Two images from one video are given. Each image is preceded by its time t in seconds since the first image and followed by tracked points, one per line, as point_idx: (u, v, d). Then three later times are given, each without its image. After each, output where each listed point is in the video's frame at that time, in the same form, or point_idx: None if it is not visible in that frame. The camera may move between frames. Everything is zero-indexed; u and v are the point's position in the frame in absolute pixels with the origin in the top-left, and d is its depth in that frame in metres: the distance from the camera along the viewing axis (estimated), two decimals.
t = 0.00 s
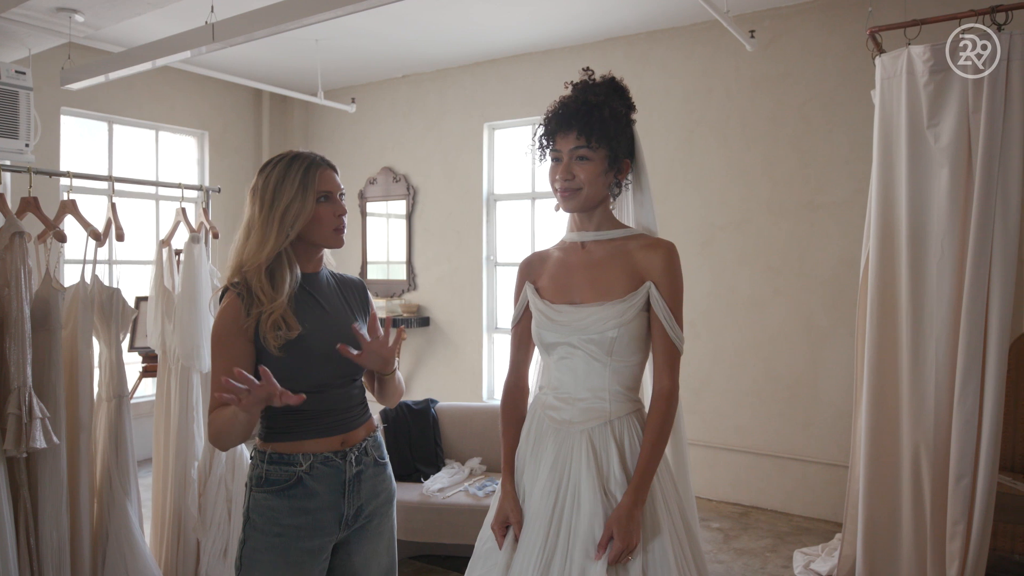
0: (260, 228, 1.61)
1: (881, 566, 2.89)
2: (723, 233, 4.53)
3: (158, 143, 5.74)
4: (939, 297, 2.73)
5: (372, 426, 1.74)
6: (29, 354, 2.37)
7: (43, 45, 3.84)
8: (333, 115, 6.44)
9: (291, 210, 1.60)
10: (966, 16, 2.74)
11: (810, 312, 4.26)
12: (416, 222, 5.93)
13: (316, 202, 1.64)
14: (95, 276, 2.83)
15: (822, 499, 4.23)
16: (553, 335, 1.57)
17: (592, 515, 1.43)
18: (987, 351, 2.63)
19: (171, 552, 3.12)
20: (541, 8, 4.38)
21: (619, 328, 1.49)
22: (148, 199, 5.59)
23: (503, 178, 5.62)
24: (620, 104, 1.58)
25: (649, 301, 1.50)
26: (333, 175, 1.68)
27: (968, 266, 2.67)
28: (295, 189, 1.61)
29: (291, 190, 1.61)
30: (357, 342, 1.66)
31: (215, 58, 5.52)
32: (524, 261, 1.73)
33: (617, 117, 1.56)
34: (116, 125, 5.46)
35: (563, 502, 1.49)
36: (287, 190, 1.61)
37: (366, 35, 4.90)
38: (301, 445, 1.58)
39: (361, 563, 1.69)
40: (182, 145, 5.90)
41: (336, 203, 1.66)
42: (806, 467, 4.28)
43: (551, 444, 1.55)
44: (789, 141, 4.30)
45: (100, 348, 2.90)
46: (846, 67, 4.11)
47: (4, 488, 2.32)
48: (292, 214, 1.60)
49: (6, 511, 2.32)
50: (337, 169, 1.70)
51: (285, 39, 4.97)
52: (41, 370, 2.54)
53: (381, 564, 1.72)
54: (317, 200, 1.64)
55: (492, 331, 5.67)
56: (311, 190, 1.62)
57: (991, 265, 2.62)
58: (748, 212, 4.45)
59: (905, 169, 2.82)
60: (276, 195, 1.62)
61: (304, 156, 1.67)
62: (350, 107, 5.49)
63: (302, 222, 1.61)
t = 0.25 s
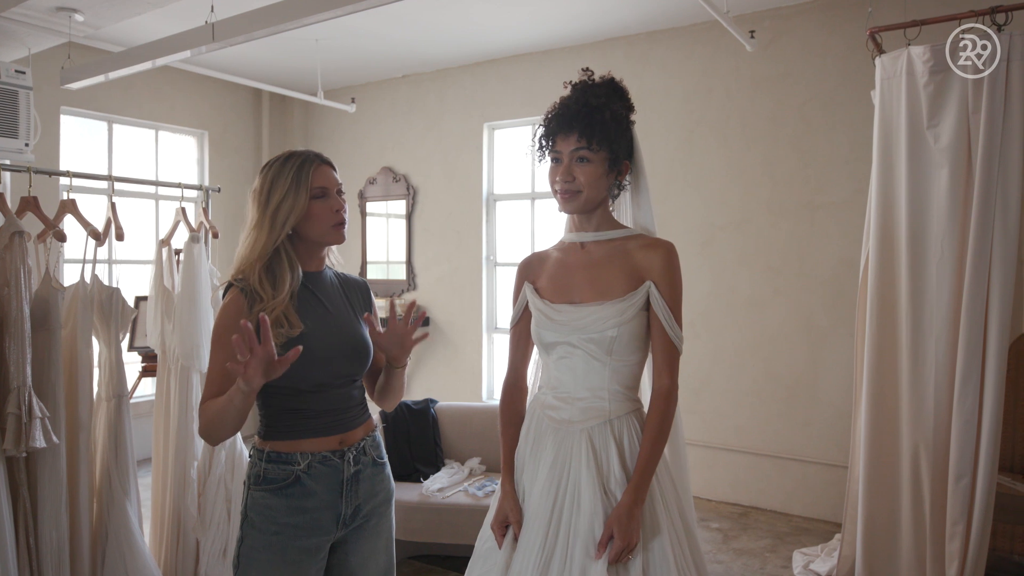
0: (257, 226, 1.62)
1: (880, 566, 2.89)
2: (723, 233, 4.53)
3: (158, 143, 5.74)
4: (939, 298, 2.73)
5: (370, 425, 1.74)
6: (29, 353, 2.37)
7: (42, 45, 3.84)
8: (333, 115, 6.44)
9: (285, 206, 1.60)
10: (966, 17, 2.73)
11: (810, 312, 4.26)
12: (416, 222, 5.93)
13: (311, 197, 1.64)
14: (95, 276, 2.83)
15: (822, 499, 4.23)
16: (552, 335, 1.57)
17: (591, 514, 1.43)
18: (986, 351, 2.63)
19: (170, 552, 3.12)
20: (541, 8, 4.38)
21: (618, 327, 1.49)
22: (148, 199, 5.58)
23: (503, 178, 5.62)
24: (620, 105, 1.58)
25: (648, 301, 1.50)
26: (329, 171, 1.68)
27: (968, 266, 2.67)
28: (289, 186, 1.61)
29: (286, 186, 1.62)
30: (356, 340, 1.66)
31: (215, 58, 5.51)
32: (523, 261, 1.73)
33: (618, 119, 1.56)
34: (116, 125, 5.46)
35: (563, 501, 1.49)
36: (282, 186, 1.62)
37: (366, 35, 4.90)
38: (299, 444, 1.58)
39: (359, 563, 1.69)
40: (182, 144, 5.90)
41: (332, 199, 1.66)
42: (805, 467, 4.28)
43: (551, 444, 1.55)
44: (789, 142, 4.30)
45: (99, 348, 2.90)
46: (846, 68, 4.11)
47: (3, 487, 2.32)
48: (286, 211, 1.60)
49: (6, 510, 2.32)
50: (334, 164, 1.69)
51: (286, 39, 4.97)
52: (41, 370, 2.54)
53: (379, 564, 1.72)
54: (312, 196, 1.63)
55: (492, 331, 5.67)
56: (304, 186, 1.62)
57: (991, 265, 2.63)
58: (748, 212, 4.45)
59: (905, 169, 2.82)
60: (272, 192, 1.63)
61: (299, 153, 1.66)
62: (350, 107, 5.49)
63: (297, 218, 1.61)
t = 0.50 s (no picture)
0: (263, 227, 1.62)
1: (881, 567, 2.89)
2: (724, 233, 4.53)
3: (159, 142, 5.74)
4: (940, 298, 2.72)
5: (371, 425, 1.74)
6: (30, 353, 2.37)
7: (43, 44, 3.84)
8: (334, 114, 6.44)
9: (290, 207, 1.61)
10: (967, 16, 2.73)
11: (810, 312, 4.26)
12: (417, 222, 5.93)
13: (317, 198, 1.64)
14: (96, 275, 2.83)
15: (823, 499, 4.23)
16: (554, 335, 1.57)
17: (591, 514, 1.43)
18: (987, 352, 2.63)
19: (171, 551, 3.12)
20: (542, 8, 4.38)
21: (619, 328, 1.49)
22: (149, 198, 5.59)
23: (504, 178, 5.62)
24: (621, 106, 1.58)
25: (649, 301, 1.50)
26: (335, 172, 1.68)
27: (968, 266, 2.67)
28: (295, 187, 1.62)
29: (291, 188, 1.62)
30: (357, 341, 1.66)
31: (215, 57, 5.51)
32: (523, 261, 1.73)
33: (618, 120, 1.57)
34: (117, 124, 5.47)
35: (562, 500, 1.49)
36: (288, 188, 1.62)
37: (367, 35, 4.90)
38: (299, 443, 1.58)
39: (359, 562, 1.69)
40: (183, 144, 5.91)
41: (336, 200, 1.65)
42: (806, 468, 4.28)
43: (551, 443, 1.55)
44: (789, 142, 4.30)
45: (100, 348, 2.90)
46: (847, 68, 4.11)
47: (4, 486, 2.32)
48: (292, 212, 1.61)
49: (7, 509, 2.32)
50: (340, 166, 1.69)
51: (286, 38, 4.97)
52: (41, 369, 2.54)
53: (379, 564, 1.72)
54: (317, 197, 1.63)
55: (492, 331, 5.68)
56: (310, 187, 1.62)
57: (992, 265, 2.62)
58: (749, 212, 4.44)
59: (905, 169, 2.82)
60: (278, 193, 1.63)
61: (306, 155, 1.67)
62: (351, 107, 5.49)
63: (302, 219, 1.61)
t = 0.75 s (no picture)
0: (261, 227, 1.63)
1: (881, 567, 2.89)
2: (724, 233, 4.53)
3: (160, 142, 5.74)
4: (940, 298, 2.72)
5: (371, 424, 1.74)
6: (30, 353, 2.37)
7: (44, 44, 3.85)
8: (334, 114, 6.44)
9: (287, 206, 1.61)
10: (968, 17, 2.73)
11: (810, 312, 4.26)
12: (417, 222, 5.93)
13: (313, 197, 1.64)
14: (96, 275, 2.83)
15: (823, 499, 4.23)
16: (553, 335, 1.57)
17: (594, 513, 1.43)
18: (987, 352, 2.63)
19: (171, 551, 3.13)
20: (542, 8, 4.38)
21: (619, 327, 1.49)
22: (149, 198, 5.59)
23: (504, 178, 5.62)
24: (621, 105, 1.59)
25: (649, 300, 1.50)
26: (332, 170, 1.68)
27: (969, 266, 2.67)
28: (291, 186, 1.62)
29: (288, 186, 1.62)
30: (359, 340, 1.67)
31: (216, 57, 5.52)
32: (522, 260, 1.73)
33: (618, 118, 1.57)
34: (117, 124, 5.47)
35: (564, 500, 1.49)
36: (284, 186, 1.62)
37: (368, 35, 4.90)
38: (300, 441, 1.58)
39: (359, 562, 1.69)
40: (183, 144, 5.91)
41: (333, 198, 1.65)
42: (806, 468, 4.27)
43: (551, 443, 1.55)
44: (790, 142, 4.30)
45: (100, 348, 2.90)
46: (847, 68, 4.11)
47: (5, 487, 2.32)
48: (289, 211, 1.61)
49: (8, 509, 2.32)
50: (336, 164, 1.70)
51: (287, 38, 4.97)
52: (41, 369, 2.54)
53: (379, 563, 1.72)
54: (314, 195, 1.63)
55: (493, 331, 5.68)
56: (306, 185, 1.62)
57: (992, 266, 2.62)
58: (749, 212, 4.44)
59: (906, 169, 2.82)
60: (275, 193, 1.63)
61: (302, 154, 1.67)
62: (351, 107, 5.49)
63: (300, 218, 1.61)
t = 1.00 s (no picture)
0: (257, 222, 1.63)
1: (881, 568, 2.89)
2: (725, 234, 4.53)
3: (161, 143, 5.75)
4: (941, 299, 2.72)
5: (370, 424, 1.74)
6: (31, 353, 2.37)
7: (45, 45, 3.85)
8: (335, 115, 6.45)
9: (282, 202, 1.62)
10: (968, 17, 2.73)
11: (811, 313, 4.26)
12: (418, 223, 5.94)
13: (308, 193, 1.64)
14: (97, 276, 2.84)
15: (823, 500, 4.23)
16: (554, 335, 1.57)
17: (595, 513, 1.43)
18: (988, 353, 2.63)
19: (171, 552, 3.13)
20: (543, 9, 4.38)
21: (620, 328, 1.50)
22: (150, 199, 5.59)
23: (505, 179, 5.62)
24: (620, 105, 1.59)
25: (650, 302, 1.50)
26: (327, 168, 1.69)
27: (970, 267, 2.66)
28: (287, 182, 1.62)
29: (284, 183, 1.63)
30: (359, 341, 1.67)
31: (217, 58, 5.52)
32: (523, 261, 1.73)
33: (617, 118, 1.57)
34: (118, 125, 5.47)
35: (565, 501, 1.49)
36: (280, 183, 1.63)
37: (368, 36, 4.90)
38: (299, 442, 1.58)
39: (358, 562, 1.69)
40: (184, 145, 5.91)
41: (327, 195, 1.66)
42: (807, 469, 4.27)
43: (552, 444, 1.55)
44: (791, 143, 4.30)
45: (101, 348, 2.90)
46: (848, 69, 4.11)
47: (5, 487, 2.32)
48: (284, 206, 1.61)
49: (9, 510, 2.32)
50: (332, 162, 1.71)
51: (287, 39, 4.97)
52: (43, 370, 2.55)
53: (378, 563, 1.72)
54: (309, 191, 1.64)
55: (493, 332, 5.68)
56: (300, 181, 1.62)
57: (993, 267, 2.62)
58: (749, 213, 4.44)
59: (907, 170, 2.82)
60: (270, 189, 1.64)
61: (297, 152, 1.68)
62: (352, 108, 5.49)
63: (295, 213, 1.61)
